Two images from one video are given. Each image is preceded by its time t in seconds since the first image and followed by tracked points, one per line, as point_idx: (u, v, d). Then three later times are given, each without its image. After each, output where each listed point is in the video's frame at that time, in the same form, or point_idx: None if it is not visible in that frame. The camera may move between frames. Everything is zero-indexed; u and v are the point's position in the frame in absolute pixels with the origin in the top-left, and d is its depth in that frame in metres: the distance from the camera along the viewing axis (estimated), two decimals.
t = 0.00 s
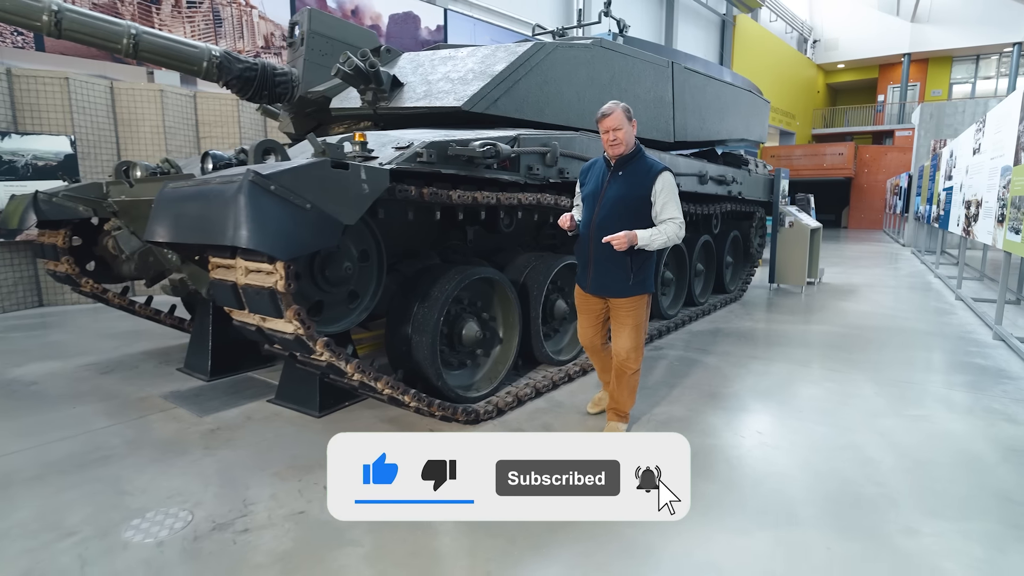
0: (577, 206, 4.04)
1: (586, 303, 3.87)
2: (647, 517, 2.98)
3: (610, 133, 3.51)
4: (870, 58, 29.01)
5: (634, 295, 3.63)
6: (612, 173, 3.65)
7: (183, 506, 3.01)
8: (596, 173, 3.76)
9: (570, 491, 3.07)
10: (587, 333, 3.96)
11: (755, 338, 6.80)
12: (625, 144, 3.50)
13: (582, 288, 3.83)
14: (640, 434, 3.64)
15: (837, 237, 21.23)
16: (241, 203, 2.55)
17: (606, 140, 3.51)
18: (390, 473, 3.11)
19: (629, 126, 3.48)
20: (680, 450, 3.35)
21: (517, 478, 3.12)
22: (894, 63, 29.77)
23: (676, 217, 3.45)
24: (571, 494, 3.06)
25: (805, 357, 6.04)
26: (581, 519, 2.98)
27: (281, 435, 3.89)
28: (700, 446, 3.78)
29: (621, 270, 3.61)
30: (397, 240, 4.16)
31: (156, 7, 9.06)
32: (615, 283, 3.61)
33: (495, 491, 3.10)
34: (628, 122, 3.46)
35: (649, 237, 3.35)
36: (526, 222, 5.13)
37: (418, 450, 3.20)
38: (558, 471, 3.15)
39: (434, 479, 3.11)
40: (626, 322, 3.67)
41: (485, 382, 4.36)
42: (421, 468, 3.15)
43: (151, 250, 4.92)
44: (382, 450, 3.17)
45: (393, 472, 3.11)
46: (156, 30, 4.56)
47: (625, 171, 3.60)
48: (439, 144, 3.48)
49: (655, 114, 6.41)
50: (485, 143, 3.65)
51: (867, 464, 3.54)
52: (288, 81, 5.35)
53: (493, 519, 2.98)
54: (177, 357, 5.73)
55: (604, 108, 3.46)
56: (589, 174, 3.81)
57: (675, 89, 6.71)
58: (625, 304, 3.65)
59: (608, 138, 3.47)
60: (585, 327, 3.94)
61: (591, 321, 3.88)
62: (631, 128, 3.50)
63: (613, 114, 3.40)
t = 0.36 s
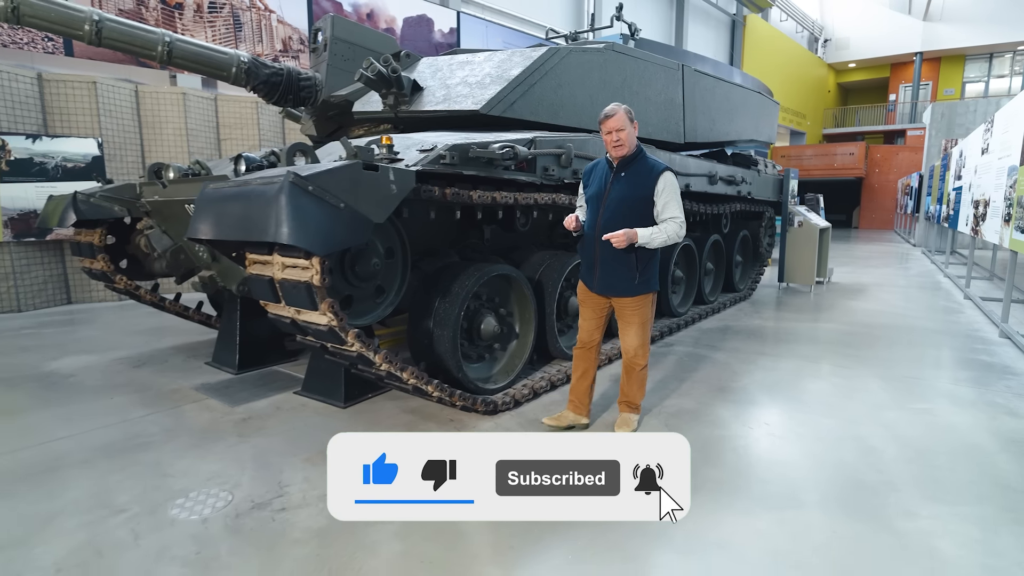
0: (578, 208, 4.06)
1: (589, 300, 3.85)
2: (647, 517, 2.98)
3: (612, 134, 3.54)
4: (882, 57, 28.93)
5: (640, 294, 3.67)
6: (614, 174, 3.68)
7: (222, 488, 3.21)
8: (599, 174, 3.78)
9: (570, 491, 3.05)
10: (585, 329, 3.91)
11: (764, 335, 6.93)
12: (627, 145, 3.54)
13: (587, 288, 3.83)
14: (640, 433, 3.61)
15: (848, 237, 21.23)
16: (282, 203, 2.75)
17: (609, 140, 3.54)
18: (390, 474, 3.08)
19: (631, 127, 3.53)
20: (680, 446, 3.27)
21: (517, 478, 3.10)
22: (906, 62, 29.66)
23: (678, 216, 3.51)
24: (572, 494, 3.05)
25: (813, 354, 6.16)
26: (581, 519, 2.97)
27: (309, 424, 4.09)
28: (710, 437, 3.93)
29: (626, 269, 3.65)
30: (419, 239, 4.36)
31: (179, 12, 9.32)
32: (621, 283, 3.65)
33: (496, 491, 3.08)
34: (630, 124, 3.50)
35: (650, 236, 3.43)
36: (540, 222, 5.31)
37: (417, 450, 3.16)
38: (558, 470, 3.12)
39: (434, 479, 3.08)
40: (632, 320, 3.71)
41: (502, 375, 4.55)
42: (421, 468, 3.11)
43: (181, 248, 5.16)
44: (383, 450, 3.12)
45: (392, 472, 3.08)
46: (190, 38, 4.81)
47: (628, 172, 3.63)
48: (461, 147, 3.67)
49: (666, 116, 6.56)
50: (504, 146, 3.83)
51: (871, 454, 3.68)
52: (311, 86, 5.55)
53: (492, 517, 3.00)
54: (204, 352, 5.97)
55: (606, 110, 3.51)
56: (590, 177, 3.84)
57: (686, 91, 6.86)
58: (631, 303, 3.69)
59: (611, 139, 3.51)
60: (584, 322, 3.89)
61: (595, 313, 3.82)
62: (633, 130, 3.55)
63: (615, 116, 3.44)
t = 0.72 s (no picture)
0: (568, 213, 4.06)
1: (583, 302, 3.83)
2: (648, 516, 2.99)
3: (599, 136, 3.58)
4: (895, 56, 28.79)
5: (636, 291, 3.69)
6: (604, 175, 3.70)
7: (261, 471, 3.42)
8: (588, 177, 3.79)
9: (570, 491, 3.09)
10: (582, 330, 3.88)
11: (774, 333, 7.06)
12: (614, 147, 3.57)
13: (582, 290, 3.81)
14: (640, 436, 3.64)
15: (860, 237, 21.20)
16: (320, 204, 2.94)
17: (597, 143, 3.59)
18: (391, 473, 3.13)
19: (618, 129, 3.57)
20: (681, 447, 3.33)
21: (517, 478, 3.14)
22: (921, 60, 29.45)
23: (670, 210, 3.54)
24: (571, 494, 3.08)
25: (823, 351, 6.28)
26: (580, 518, 2.99)
27: (337, 414, 4.30)
28: (721, 428, 4.09)
29: (622, 266, 3.66)
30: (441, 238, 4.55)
31: (202, 18, 9.57)
32: (618, 281, 3.65)
33: (496, 491, 3.11)
34: (617, 126, 3.54)
35: (644, 226, 3.43)
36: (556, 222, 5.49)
37: (418, 450, 3.23)
38: (557, 471, 3.16)
39: (435, 479, 3.12)
40: (630, 320, 3.73)
41: (520, 369, 4.72)
42: (422, 468, 3.16)
43: (212, 246, 5.41)
44: (384, 450, 3.19)
45: (393, 471, 3.14)
46: (221, 45, 5.03)
47: (618, 172, 3.66)
48: (484, 150, 3.84)
49: (679, 118, 6.70)
50: (524, 148, 4.00)
51: (878, 445, 3.81)
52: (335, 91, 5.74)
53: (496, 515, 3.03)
54: (232, 346, 6.21)
55: (593, 114, 3.54)
56: (579, 180, 3.85)
57: (698, 93, 6.99)
58: (627, 302, 3.70)
59: (599, 141, 3.54)
60: (581, 324, 3.87)
61: (590, 315, 3.81)
62: (620, 133, 3.61)
63: (603, 117, 3.48)
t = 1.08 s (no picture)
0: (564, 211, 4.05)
1: (585, 302, 3.89)
2: (648, 516, 2.99)
3: (595, 135, 3.59)
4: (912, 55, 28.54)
5: (635, 285, 3.73)
6: (598, 173, 3.70)
7: (297, 457, 3.62)
8: (584, 176, 3.78)
9: (570, 491, 3.10)
10: (587, 330, 3.98)
11: (787, 331, 7.16)
12: (610, 145, 3.58)
13: (583, 287, 3.85)
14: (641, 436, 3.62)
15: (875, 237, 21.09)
16: (358, 205, 3.13)
17: (593, 141, 3.59)
18: (392, 473, 3.13)
19: (613, 130, 3.60)
20: (680, 448, 3.33)
21: (517, 478, 3.14)
22: (938, 59, 29.18)
23: (664, 202, 3.56)
24: (571, 494, 3.09)
25: (836, 349, 6.38)
26: (583, 517, 3.00)
27: (364, 405, 4.50)
28: (735, 421, 4.23)
29: (620, 261, 3.69)
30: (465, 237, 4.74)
31: (227, 23, 9.86)
32: (617, 276, 3.68)
33: (496, 491, 3.11)
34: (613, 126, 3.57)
35: (642, 218, 3.47)
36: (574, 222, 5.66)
37: (416, 450, 3.24)
38: (557, 471, 3.17)
39: (435, 479, 3.12)
40: (631, 314, 3.77)
41: (539, 363, 4.90)
42: (422, 468, 3.16)
43: (243, 245, 5.65)
44: (384, 450, 3.20)
45: (394, 472, 3.14)
46: (253, 52, 5.30)
47: (612, 170, 3.65)
48: (507, 153, 4.02)
49: (693, 119, 6.83)
50: (546, 151, 4.17)
51: (888, 439, 3.93)
52: (360, 95, 5.98)
53: (495, 514, 3.01)
54: (259, 341, 6.45)
55: (589, 114, 3.58)
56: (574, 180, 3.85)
57: (712, 96, 7.12)
58: (628, 296, 3.75)
59: (597, 139, 3.55)
60: (585, 324, 3.96)
61: (593, 316, 3.89)
62: (615, 131, 3.63)
63: (600, 118, 3.52)
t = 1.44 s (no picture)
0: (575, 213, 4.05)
1: (598, 302, 3.89)
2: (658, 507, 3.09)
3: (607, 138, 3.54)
4: (932, 52, 28.21)
5: (645, 285, 3.71)
6: (610, 176, 3.69)
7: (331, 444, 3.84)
8: (596, 180, 3.77)
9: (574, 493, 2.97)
10: (601, 329, 4.00)
11: (802, 330, 7.26)
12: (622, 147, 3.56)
13: (595, 287, 3.85)
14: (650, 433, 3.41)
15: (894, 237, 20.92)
16: (392, 208, 3.33)
17: (605, 144, 3.53)
18: (390, 473, 2.92)
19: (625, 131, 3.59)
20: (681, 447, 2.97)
21: (517, 478, 2.94)
22: (960, 56, 28.81)
23: (678, 198, 3.52)
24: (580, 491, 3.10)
25: (851, 348, 6.47)
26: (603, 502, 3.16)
27: (392, 397, 4.71)
28: (749, 416, 4.37)
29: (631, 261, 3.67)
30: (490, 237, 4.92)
31: (253, 28, 10.17)
32: (629, 276, 3.66)
33: (495, 491, 2.95)
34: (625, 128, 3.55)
35: (665, 210, 3.42)
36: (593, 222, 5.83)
37: (419, 450, 2.92)
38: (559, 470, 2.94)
39: (435, 479, 2.94)
40: (635, 310, 3.73)
41: (559, 359, 5.07)
42: (421, 469, 2.93)
43: (274, 244, 5.89)
44: (382, 451, 2.91)
45: (392, 471, 2.92)
46: (285, 60, 5.53)
47: (624, 173, 3.64)
48: (531, 158, 4.20)
49: (710, 122, 6.95)
50: (567, 156, 4.35)
51: (900, 434, 4.06)
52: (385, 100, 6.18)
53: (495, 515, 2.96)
54: (287, 336, 6.70)
55: (603, 117, 3.54)
56: (585, 183, 3.85)
57: (729, 98, 7.24)
58: (636, 295, 3.72)
59: (609, 143, 3.49)
60: (600, 324, 3.97)
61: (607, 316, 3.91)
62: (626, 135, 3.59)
63: (614, 121, 3.48)
